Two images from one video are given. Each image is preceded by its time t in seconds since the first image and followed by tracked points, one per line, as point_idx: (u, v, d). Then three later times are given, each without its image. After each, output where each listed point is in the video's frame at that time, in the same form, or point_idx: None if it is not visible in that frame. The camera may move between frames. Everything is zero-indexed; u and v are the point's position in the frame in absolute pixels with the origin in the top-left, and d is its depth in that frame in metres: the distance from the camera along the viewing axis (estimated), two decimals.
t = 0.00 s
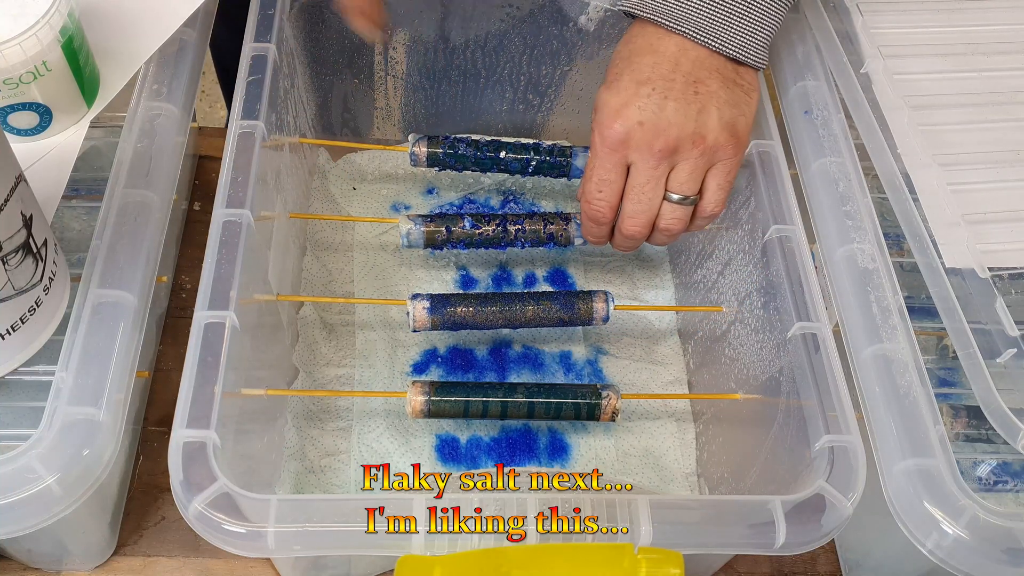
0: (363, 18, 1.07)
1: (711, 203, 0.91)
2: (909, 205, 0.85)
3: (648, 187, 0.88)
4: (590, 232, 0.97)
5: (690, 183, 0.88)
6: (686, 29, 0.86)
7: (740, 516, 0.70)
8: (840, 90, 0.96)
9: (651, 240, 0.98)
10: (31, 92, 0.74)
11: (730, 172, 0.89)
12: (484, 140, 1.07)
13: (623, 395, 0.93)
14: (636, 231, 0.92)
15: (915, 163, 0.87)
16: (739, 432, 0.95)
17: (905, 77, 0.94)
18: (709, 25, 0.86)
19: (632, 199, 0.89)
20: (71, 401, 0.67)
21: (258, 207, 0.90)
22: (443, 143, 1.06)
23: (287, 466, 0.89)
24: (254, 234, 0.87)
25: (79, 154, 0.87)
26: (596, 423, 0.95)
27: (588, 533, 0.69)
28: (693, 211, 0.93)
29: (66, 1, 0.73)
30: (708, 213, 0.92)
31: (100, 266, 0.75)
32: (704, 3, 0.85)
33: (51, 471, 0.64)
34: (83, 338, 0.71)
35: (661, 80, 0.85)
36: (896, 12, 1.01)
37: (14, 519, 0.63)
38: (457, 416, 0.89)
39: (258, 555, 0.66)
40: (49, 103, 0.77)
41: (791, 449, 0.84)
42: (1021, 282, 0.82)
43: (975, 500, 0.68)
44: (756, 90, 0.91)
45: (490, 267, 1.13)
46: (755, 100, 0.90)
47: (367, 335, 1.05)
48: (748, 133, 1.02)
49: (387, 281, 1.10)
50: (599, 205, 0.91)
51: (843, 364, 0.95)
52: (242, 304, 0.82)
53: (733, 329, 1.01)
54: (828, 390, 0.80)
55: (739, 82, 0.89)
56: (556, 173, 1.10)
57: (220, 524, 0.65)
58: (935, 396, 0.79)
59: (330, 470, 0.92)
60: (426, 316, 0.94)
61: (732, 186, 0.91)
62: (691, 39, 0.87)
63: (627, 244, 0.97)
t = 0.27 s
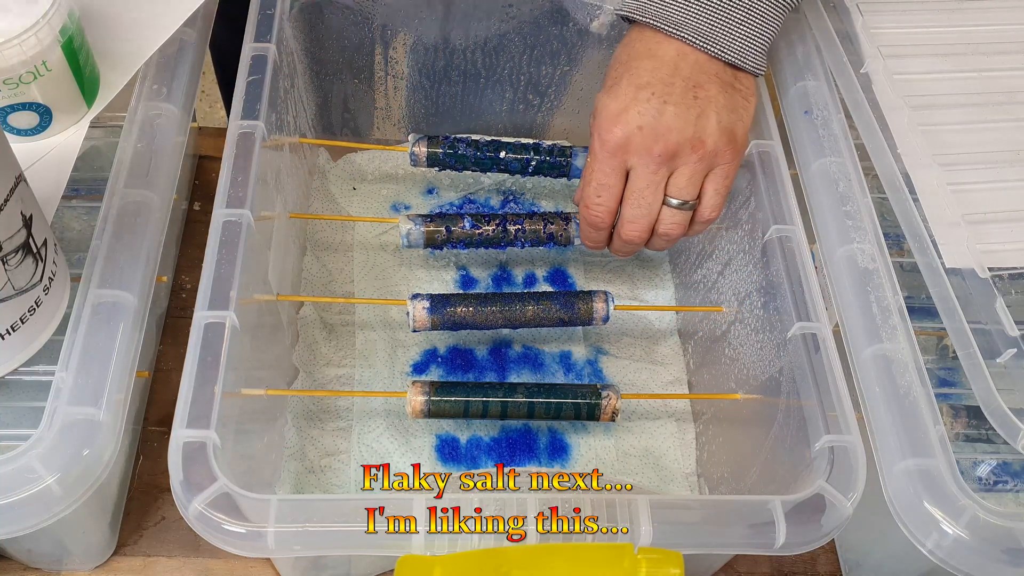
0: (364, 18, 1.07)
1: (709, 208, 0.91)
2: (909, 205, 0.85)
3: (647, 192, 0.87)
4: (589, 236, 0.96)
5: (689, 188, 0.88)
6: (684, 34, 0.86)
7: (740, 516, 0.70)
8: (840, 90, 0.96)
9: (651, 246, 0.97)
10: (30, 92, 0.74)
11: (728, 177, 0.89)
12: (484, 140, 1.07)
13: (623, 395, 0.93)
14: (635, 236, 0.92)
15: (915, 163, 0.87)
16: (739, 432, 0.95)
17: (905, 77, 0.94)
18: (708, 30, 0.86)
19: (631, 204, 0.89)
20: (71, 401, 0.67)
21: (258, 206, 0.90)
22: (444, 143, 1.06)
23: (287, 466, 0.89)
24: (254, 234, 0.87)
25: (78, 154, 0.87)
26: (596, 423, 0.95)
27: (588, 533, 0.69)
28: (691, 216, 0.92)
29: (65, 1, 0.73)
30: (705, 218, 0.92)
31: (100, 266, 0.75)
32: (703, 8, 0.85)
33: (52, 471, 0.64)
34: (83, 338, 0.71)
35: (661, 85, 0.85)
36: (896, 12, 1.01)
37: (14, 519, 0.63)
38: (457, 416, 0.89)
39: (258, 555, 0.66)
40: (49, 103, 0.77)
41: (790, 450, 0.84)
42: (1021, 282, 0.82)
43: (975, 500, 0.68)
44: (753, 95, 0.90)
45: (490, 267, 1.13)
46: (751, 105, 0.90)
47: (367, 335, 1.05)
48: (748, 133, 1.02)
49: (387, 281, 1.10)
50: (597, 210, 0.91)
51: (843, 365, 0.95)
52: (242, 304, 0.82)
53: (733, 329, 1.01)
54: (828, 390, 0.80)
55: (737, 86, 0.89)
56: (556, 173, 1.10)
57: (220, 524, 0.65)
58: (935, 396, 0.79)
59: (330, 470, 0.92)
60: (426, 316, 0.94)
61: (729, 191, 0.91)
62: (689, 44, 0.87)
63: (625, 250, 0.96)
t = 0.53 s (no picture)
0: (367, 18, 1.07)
1: (713, 208, 0.91)
2: (909, 205, 0.85)
3: (649, 189, 0.87)
4: (591, 234, 0.96)
5: (692, 186, 0.88)
6: (689, 35, 0.86)
7: (740, 516, 0.70)
8: (841, 90, 0.96)
9: (653, 244, 0.97)
10: (30, 93, 0.74)
11: (733, 177, 0.89)
12: (487, 139, 1.08)
13: (624, 395, 0.93)
14: (637, 234, 0.92)
15: (915, 163, 0.87)
16: (740, 433, 0.95)
17: (905, 77, 0.94)
18: (713, 32, 0.86)
19: (633, 202, 0.89)
20: (71, 401, 0.67)
21: (261, 206, 0.90)
22: (447, 142, 1.06)
23: (287, 465, 0.89)
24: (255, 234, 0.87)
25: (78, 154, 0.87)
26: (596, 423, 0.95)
27: (587, 533, 0.69)
28: (694, 214, 0.92)
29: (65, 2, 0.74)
30: (709, 217, 0.92)
31: (100, 266, 0.75)
32: (708, 10, 0.86)
33: (51, 471, 0.64)
34: (83, 338, 0.71)
35: (665, 83, 0.85)
36: (897, 12, 1.01)
37: (14, 519, 0.63)
38: (458, 415, 0.89)
39: (259, 552, 0.66)
40: (49, 103, 0.77)
41: (791, 450, 0.84)
42: (1021, 282, 0.82)
43: (975, 500, 0.68)
44: (758, 95, 0.90)
45: (492, 267, 1.13)
46: (756, 105, 0.90)
47: (369, 334, 1.05)
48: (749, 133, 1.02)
49: (389, 279, 1.10)
50: (600, 208, 0.91)
51: (844, 365, 0.95)
52: (243, 303, 0.82)
53: (734, 329, 1.01)
54: (829, 390, 0.80)
55: (741, 86, 0.89)
56: (559, 173, 1.10)
57: (221, 521, 0.65)
58: (935, 396, 0.79)
59: (330, 470, 0.92)
60: (428, 315, 0.94)
61: (733, 191, 0.91)
62: (694, 45, 0.87)
63: (628, 248, 0.96)
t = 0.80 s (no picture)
0: (368, 17, 1.07)
1: (708, 211, 0.91)
2: (909, 205, 0.85)
3: (642, 196, 0.87)
4: (589, 239, 0.97)
5: (685, 191, 0.87)
6: (678, 37, 0.86)
7: (740, 516, 0.70)
8: (840, 90, 0.96)
9: (652, 247, 0.98)
10: (30, 92, 0.74)
11: (726, 181, 0.89)
12: (488, 139, 1.08)
13: (624, 395, 0.93)
14: (632, 239, 0.92)
15: (915, 163, 0.87)
16: (741, 433, 0.95)
17: (906, 77, 0.94)
18: (702, 33, 0.85)
19: (627, 209, 0.89)
20: (71, 401, 0.67)
21: (263, 205, 0.90)
22: (448, 142, 1.06)
23: (287, 465, 0.89)
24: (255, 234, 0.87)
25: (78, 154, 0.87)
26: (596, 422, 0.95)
27: (587, 532, 0.69)
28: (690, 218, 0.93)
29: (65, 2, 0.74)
30: (705, 220, 0.92)
31: (100, 266, 0.75)
32: (696, 11, 0.85)
33: (51, 471, 0.64)
34: (83, 338, 0.71)
35: (653, 90, 0.85)
36: (897, 12, 1.01)
37: (14, 518, 0.63)
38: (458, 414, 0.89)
39: (259, 550, 0.66)
40: (49, 103, 0.77)
41: (791, 450, 0.84)
42: (1021, 282, 0.82)
43: (975, 500, 0.68)
44: (749, 97, 0.90)
45: (492, 266, 1.13)
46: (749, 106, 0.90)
47: (369, 334, 1.05)
48: (749, 133, 1.02)
49: (390, 278, 1.10)
50: (594, 214, 0.91)
51: (845, 365, 0.95)
52: (243, 303, 0.82)
53: (735, 329, 1.01)
54: (829, 390, 0.80)
55: (733, 88, 0.88)
56: (560, 173, 1.10)
57: (221, 520, 0.65)
58: (935, 396, 0.79)
59: (330, 469, 0.92)
60: (429, 314, 0.94)
61: (728, 193, 0.91)
62: (684, 48, 0.87)
63: (625, 252, 0.97)
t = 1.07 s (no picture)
0: (368, 17, 1.07)
1: (702, 209, 0.91)
2: (909, 205, 0.85)
3: (637, 193, 0.87)
4: (584, 237, 0.97)
5: (680, 189, 0.87)
6: (673, 37, 0.86)
7: (740, 516, 0.70)
8: (841, 90, 0.96)
9: (648, 245, 0.98)
10: (30, 92, 0.74)
11: (722, 179, 0.89)
12: (488, 139, 1.08)
13: (624, 395, 0.93)
14: (628, 237, 0.92)
15: (915, 163, 0.87)
16: (741, 433, 0.95)
17: (906, 77, 0.94)
18: (697, 32, 0.85)
19: (622, 205, 0.89)
20: (72, 401, 0.67)
21: (262, 205, 0.90)
22: (448, 142, 1.06)
23: (287, 465, 0.89)
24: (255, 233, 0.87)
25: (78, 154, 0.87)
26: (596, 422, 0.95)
27: (587, 531, 0.69)
28: (685, 216, 0.92)
29: (66, 2, 0.74)
30: (700, 218, 0.92)
31: (100, 266, 0.75)
32: (691, 10, 0.85)
33: (52, 471, 0.64)
34: (83, 338, 0.71)
35: (648, 86, 0.85)
36: (897, 12, 1.01)
37: (14, 519, 0.63)
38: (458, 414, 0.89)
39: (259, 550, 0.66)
40: (49, 103, 0.77)
41: (792, 450, 0.84)
42: (1021, 282, 0.82)
43: (975, 500, 0.68)
44: (744, 96, 0.90)
45: (492, 267, 1.13)
46: (744, 106, 0.89)
47: (369, 334, 1.05)
48: (749, 133, 1.02)
49: (390, 278, 1.10)
50: (590, 211, 0.91)
51: (845, 365, 0.95)
52: (243, 303, 0.82)
53: (735, 329, 1.01)
54: (829, 390, 0.80)
55: (728, 88, 0.88)
56: (560, 173, 1.10)
57: (221, 519, 0.65)
58: (935, 396, 0.79)
59: (330, 469, 0.92)
60: (428, 314, 0.94)
61: (724, 193, 0.91)
62: (679, 47, 0.87)
63: (622, 250, 0.96)
